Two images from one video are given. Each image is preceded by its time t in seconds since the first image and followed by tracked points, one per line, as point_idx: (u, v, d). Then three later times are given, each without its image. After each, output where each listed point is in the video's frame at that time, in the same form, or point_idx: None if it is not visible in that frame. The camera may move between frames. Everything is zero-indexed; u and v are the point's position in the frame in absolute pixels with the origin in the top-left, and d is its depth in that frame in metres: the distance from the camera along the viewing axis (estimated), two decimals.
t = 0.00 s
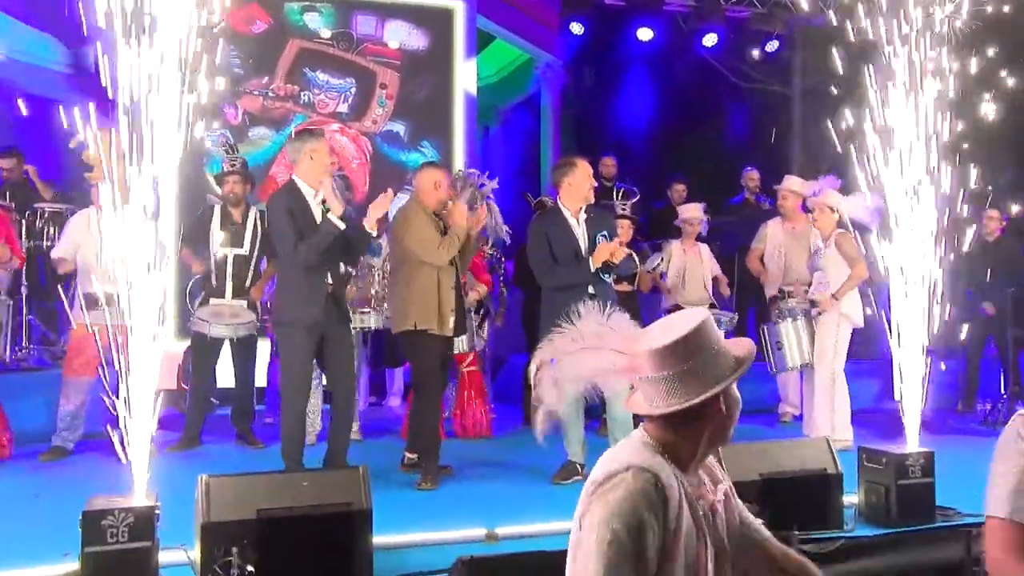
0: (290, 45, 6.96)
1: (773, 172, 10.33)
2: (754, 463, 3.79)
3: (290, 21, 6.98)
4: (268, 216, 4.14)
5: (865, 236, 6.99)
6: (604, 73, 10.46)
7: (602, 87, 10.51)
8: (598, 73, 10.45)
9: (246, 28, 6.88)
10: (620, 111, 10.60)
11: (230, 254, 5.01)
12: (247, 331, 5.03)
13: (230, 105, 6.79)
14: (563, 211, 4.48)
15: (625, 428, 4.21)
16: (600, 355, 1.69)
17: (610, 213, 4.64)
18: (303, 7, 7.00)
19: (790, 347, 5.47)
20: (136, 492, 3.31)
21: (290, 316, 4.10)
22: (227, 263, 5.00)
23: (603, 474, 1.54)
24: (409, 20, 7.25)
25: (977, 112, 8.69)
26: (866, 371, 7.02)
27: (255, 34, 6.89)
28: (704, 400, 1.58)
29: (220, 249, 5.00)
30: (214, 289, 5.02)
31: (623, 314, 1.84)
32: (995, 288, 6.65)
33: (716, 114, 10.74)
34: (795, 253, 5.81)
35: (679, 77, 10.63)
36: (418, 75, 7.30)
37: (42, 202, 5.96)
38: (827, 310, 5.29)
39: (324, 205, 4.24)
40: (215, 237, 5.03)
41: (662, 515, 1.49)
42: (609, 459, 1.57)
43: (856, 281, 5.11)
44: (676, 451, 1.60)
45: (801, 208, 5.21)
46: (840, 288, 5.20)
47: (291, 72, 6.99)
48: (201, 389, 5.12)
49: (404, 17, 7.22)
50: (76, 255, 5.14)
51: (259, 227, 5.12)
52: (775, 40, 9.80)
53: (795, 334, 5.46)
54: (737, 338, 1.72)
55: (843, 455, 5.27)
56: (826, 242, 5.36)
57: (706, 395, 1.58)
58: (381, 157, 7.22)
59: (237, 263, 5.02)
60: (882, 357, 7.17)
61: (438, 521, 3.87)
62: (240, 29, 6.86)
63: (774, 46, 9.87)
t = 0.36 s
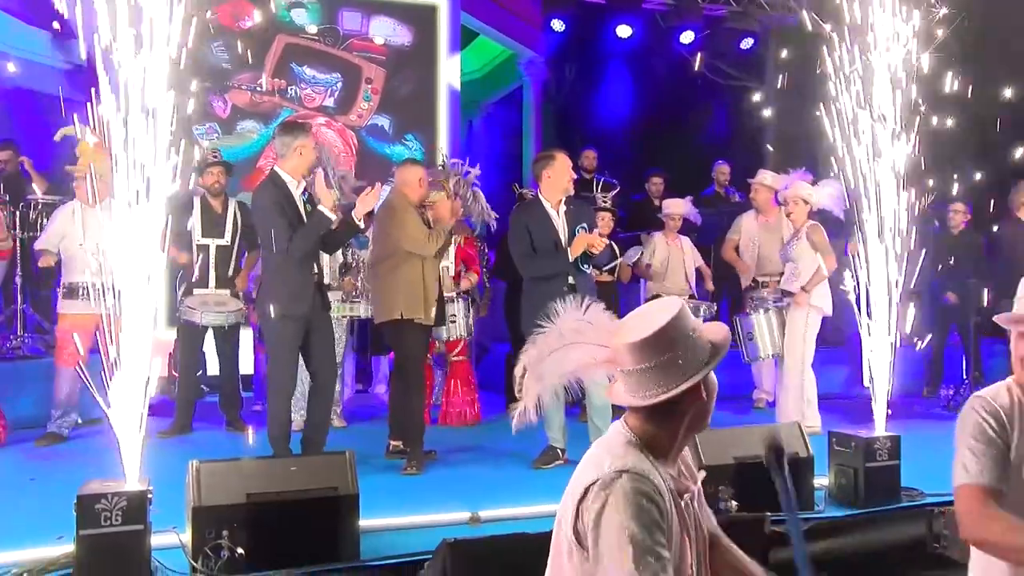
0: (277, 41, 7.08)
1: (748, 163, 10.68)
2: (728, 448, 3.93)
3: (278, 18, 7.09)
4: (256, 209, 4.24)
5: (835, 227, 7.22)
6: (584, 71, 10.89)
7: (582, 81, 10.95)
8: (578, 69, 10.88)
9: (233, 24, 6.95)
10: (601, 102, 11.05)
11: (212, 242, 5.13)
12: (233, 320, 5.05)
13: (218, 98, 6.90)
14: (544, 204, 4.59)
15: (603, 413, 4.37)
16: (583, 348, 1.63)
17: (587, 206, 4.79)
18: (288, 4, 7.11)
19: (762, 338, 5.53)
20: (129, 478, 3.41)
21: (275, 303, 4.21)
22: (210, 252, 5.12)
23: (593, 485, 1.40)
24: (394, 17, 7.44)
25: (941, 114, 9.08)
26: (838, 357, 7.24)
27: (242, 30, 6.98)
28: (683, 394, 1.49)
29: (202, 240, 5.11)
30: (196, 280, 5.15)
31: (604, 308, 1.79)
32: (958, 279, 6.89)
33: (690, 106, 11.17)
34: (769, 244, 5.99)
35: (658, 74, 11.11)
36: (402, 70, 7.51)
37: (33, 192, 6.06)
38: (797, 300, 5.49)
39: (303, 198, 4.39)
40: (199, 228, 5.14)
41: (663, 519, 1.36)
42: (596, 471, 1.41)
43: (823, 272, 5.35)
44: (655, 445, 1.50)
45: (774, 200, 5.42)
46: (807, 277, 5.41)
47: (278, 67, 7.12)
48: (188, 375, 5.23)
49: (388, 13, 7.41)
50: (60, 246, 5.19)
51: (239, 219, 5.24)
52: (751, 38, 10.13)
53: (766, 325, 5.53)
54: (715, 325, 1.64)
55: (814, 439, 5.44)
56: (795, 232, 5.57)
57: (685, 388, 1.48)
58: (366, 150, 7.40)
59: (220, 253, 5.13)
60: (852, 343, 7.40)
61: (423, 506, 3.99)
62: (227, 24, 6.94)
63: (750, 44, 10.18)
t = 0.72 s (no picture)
0: (269, 42, 7.45)
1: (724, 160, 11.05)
2: (702, 434, 4.12)
3: (270, 19, 7.46)
4: (251, 207, 4.39)
5: (808, 223, 7.48)
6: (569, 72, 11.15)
7: (566, 82, 11.23)
8: (562, 71, 11.16)
9: (228, 25, 7.34)
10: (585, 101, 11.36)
11: (203, 238, 5.25)
12: (227, 312, 5.24)
13: (212, 98, 7.23)
14: (528, 201, 4.75)
15: (584, 402, 4.54)
16: (562, 340, 1.70)
17: (570, 204, 4.95)
18: (282, 6, 7.50)
19: (732, 331, 5.74)
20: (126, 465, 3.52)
21: (269, 296, 4.39)
22: (200, 246, 5.24)
23: (584, 448, 1.49)
24: (384, 20, 7.81)
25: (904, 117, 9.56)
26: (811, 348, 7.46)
27: (235, 31, 7.36)
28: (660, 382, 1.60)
29: (194, 235, 5.22)
30: (189, 272, 5.27)
31: (580, 302, 1.87)
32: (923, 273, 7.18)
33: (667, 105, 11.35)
34: (742, 244, 6.18)
35: (643, 77, 11.30)
36: (391, 72, 7.88)
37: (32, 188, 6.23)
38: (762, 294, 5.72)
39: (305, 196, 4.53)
40: (187, 224, 5.25)
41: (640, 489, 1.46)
42: (588, 437, 1.51)
43: (789, 268, 5.55)
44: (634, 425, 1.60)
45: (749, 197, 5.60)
46: (773, 275, 5.58)
47: (271, 67, 7.48)
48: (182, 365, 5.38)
49: (377, 16, 7.77)
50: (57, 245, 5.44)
51: (227, 214, 5.40)
52: (727, 41, 10.39)
53: (737, 318, 5.72)
54: (682, 318, 1.78)
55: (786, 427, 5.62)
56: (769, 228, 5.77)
57: (663, 377, 1.59)
58: (357, 148, 7.78)
59: (210, 247, 5.26)
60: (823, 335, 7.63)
61: (411, 491, 4.16)
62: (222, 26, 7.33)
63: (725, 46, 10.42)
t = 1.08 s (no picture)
0: (265, 46, 7.75)
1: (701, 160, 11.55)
2: (679, 420, 4.34)
3: (265, 24, 7.76)
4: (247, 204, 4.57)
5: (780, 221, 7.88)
6: (551, 76, 11.90)
7: (549, 85, 11.92)
8: (544, 77, 11.90)
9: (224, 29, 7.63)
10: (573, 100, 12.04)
11: (208, 236, 5.46)
12: (226, 307, 5.44)
13: (209, 101, 7.53)
14: (514, 201, 4.97)
15: (567, 391, 4.75)
16: (545, 334, 1.83)
17: (554, 202, 5.14)
18: (276, 12, 7.80)
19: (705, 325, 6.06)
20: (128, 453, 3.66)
21: (258, 288, 4.58)
22: (205, 243, 5.45)
23: (562, 457, 1.58)
24: (375, 26, 8.18)
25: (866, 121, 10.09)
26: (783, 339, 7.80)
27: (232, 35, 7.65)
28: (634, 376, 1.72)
29: (198, 232, 5.44)
30: (194, 268, 5.48)
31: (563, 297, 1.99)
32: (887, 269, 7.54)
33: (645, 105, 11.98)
34: (717, 240, 6.61)
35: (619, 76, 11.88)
36: (382, 77, 8.25)
37: (33, 188, 6.44)
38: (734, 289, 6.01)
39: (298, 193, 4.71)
40: (193, 222, 5.45)
41: (619, 499, 1.55)
42: (564, 445, 1.59)
43: (755, 264, 5.86)
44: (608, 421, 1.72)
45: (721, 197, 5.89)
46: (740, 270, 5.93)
47: (267, 71, 7.78)
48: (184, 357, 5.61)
49: (369, 22, 8.14)
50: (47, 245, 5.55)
51: (232, 211, 5.59)
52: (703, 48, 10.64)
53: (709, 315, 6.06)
54: (661, 311, 1.91)
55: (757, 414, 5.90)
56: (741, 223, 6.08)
57: (637, 374, 1.71)
58: (349, 149, 8.13)
59: (215, 244, 5.46)
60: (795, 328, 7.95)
61: (400, 477, 4.36)
62: (219, 30, 7.63)
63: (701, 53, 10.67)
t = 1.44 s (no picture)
0: (260, 46, 7.90)
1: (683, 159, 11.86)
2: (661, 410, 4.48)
3: (260, 24, 7.91)
4: (236, 198, 4.72)
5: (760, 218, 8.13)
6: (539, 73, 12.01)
7: (536, 86, 12.17)
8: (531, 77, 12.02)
9: (219, 29, 7.75)
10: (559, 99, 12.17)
11: (208, 230, 5.59)
12: (225, 300, 5.66)
13: (204, 98, 7.63)
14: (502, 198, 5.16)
15: (553, 381, 4.90)
16: (539, 323, 1.95)
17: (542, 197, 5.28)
18: (270, 12, 7.96)
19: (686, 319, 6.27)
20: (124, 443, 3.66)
21: (249, 285, 4.69)
22: (204, 238, 5.58)
23: (542, 436, 1.70)
24: (368, 27, 8.36)
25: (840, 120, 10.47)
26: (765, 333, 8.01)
27: (227, 35, 7.77)
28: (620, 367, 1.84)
29: (197, 228, 5.57)
30: (193, 262, 5.63)
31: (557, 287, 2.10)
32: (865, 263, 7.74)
33: (631, 105, 12.18)
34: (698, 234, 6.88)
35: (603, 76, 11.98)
36: (373, 76, 8.44)
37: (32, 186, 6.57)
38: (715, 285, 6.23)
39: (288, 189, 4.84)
40: (193, 216, 5.60)
41: (596, 474, 1.66)
42: (547, 425, 1.71)
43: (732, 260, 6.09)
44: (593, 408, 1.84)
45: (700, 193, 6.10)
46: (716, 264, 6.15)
47: (261, 70, 7.93)
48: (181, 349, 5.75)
49: (362, 23, 8.32)
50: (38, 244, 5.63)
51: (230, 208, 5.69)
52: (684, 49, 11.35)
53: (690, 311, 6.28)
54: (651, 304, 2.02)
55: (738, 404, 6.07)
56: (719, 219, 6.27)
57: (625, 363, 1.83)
58: (343, 147, 8.31)
59: (215, 239, 5.59)
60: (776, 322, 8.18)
61: (390, 466, 4.47)
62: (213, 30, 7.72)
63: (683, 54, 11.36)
